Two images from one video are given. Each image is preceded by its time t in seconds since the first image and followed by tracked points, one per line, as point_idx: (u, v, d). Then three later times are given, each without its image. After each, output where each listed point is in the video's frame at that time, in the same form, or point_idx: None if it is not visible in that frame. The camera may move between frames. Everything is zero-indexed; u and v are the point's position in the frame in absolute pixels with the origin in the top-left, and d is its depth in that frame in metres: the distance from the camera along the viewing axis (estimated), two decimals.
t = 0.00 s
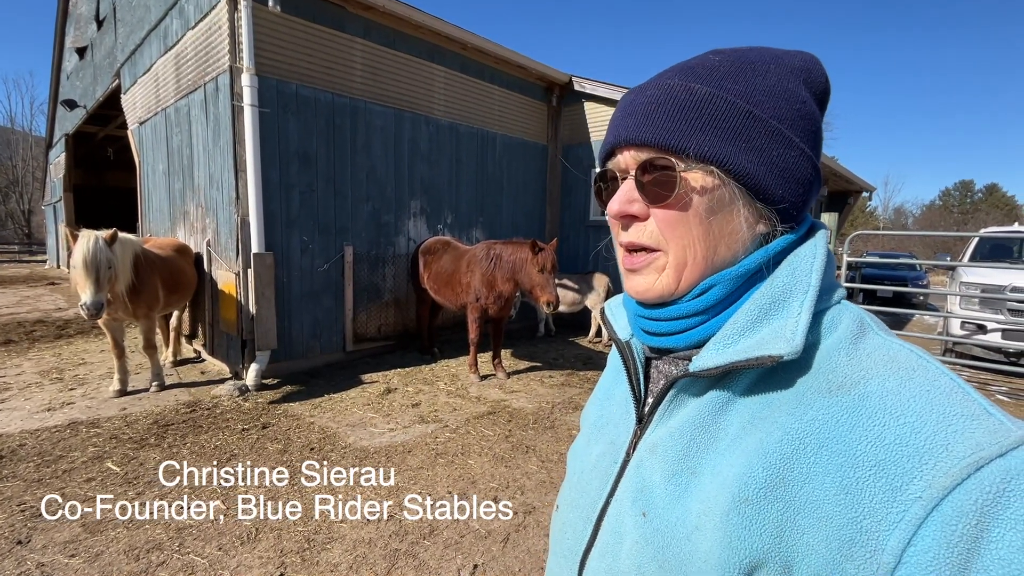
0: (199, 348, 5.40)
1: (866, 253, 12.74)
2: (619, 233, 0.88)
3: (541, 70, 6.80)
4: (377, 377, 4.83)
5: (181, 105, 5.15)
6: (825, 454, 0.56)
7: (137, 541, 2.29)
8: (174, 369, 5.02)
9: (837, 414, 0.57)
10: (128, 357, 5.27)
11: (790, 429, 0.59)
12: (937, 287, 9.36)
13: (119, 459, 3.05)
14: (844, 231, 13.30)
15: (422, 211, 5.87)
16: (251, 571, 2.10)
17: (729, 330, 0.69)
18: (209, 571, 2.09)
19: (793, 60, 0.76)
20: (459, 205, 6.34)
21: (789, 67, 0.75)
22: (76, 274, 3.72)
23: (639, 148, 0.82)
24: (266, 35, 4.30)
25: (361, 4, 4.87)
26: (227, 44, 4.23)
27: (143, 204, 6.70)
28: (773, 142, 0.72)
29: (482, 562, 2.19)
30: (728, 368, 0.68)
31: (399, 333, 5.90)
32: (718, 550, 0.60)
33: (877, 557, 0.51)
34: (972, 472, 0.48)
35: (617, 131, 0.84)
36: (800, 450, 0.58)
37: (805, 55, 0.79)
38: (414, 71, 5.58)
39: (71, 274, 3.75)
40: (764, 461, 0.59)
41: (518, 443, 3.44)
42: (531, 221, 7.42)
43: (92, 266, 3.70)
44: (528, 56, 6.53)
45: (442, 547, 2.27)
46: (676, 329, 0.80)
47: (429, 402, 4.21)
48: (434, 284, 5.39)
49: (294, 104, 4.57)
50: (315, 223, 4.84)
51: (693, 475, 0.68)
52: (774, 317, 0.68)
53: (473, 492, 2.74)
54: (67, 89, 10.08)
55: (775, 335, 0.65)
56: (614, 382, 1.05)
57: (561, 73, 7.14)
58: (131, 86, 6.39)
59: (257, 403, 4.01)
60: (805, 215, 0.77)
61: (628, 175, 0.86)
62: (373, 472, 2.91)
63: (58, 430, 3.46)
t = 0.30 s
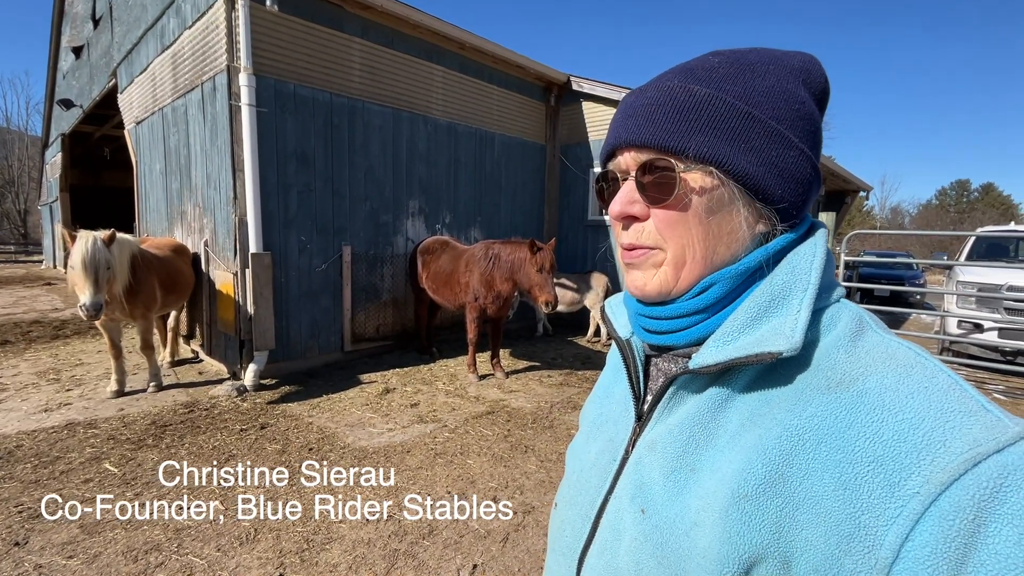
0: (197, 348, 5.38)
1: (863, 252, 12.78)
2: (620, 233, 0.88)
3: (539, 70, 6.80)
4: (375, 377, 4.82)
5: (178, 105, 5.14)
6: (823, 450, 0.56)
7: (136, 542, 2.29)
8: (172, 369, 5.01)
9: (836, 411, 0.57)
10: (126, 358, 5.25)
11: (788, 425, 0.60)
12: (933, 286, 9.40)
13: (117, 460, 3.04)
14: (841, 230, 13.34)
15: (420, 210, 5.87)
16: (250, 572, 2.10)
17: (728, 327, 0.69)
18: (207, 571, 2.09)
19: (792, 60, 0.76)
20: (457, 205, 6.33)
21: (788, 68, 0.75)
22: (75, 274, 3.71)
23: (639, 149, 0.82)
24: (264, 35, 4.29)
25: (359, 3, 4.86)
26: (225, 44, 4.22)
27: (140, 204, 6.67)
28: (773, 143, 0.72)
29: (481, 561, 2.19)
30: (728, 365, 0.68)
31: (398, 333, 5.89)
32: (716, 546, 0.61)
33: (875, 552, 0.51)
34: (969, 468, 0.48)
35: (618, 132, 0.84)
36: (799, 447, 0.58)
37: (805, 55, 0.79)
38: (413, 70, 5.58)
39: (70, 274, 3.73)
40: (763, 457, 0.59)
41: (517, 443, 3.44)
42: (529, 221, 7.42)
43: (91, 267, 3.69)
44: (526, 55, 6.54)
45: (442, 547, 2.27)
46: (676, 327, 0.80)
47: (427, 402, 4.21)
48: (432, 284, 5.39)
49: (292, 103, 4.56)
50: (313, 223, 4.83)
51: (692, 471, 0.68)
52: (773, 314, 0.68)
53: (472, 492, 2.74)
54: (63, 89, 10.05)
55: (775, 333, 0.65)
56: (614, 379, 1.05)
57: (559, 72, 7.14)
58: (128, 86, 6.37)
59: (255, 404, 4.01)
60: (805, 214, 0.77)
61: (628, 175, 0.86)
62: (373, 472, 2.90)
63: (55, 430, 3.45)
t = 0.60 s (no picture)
0: (195, 348, 5.37)
1: (861, 251, 12.82)
2: (621, 233, 0.89)
3: (537, 70, 6.79)
4: (374, 377, 4.82)
5: (176, 104, 5.13)
6: (833, 455, 0.56)
7: (135, 543, 2.28)
8: (171, 369, 5.00)
9: (845, 416, 0.57)
10: (124, 358, 5.24)
11: (796, 430, 0.59)
12: (931, 285, 9.43)
13: (115, 460, 3.04)
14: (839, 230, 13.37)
15: (419, 210, 5.86)
16: (250, 572, 2.09)
17: (736, 327, 0.69)
18: (207, 572, 2.09)
19: (794, 55, 0.76)
20: (456, 205, 6.33)
21: (789, 64, 0.74)
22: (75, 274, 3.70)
23: (635, 151, 0.83)
24: (263, 34, 4.28)
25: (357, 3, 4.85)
26: (223, 43, 4.21)
27: (138, 203, 6.65)
28: (769, 140, 0.72)
29: (481, 561, 2.19)
30: (734, 367, 0.68)
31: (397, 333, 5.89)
32: (721, 549, 0.61)
33: (886, 560, 0.51)
34: (981, 475, 0.48)
35: (617, 134, 0.84)
36: (807, 451, 0.58)
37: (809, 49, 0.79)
38: (411, 70, 5.57)
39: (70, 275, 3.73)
40: (771, 462, 0.59)
41: (516, 442, 3.44)
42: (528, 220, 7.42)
43: (92, 267, 3.68)
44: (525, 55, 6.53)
45: (442, 547, 2.27)
46: (679, 326, 0.80)
47: (427, 402, 4.21)
48: (431, 284, 5.39)
49: (290, 103, 4.55)
50: (311, 223, 4.82)
51: (695, 473, 0.68)
52: (782, 316, 0.68)
53: (472, 492, 2.74)
54: (60, 89, 10.01)
55: (782, 335, 0.65)
56: (615, 376, 1.05)
57: (557, 72, 7.13)
58: (125, 86, 6.35)
59: (254, 404, 4.00)
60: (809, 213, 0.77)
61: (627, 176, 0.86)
62: (373, 472, 2.90)
63: (53, 431, 3.44)
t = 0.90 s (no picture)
0: (195, 348, 5.37)
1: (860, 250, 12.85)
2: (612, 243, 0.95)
3: (537, 69, 6.79)
4: (373, 377, 4.81)
5: (174, 104, 5.12)
6: (828, 464, 0.56)
7: (134, 543, 2.28)
8: (170, 369, 5.00)
9: (841, 425, 0.57)
10: (123, 358, 5.24)
11: (792, 437, 0.59)
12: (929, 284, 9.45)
13: (114, 460, 3.04)
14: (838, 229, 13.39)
15: (418, 209, 5.86)
16: (249, 572, 2.09)
17: (731, 329, 0.69)
18: (206, 572, 2.09)
19: (751, 52, 0.73)
20: (456, 204, 6.33)
21: (745, 63, 0.72)
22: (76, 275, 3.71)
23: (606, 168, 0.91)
24: (262, 33, 4.28)
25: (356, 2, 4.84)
26: (221, 42, 4.21)
27: (136, 203, 6.65)
28: (701, 146, 0.73)
29: (481, 561, 2.19)
30: (728, 369, 0.68)
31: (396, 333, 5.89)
32: (715, 554, 0.61)
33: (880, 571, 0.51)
34: (980, 489, 0.47)
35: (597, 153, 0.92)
36: (802, 459, 0.58)
37: (784, 38, 0.73)
38: (411, 69, 5.57)
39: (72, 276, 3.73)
40: (765, 469, 0.59)
41: (516, 442, 3.44)
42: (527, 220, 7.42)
43: (93, 268, 3.68)
44: (524, 54, 6.53)
45: (441, 547, 2.27)
46: (673, 323, 0.79)
47: (426, 402, 4.21)
48: (430, 283, 5.39)
49: (289, 102, 4.54)
50: (311, 223, 4.82)
51: (691, 475, 0.68)
52: (778, 318, 0.67)
53: (472, 492, 2.74)
54: (58, 88, 9.99)
55: (777, 337, 0.65)
56: (621, 376, 1.04)
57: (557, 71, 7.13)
58: (124, 85, 6.34)
59: (253, 404, 4.00)
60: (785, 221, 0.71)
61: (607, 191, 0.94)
62: (373, 472, 2.90)
63: (52, 431, 3.43)
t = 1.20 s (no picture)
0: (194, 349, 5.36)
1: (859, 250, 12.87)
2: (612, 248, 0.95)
3: (536, 68, 6.78)
4: (373, 377, 4.81)
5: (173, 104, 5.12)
6: (798, 462, 0.56)
7: (133, 544, 2.27)
8: (169, 369, 5.00)
9: (814, 424, 0.57)
10: (122, 358, 5.24)
11: (767, 435, 0.59)
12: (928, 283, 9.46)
13: (114, 461, 3.03)
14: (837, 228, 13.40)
15: (418, 209, 5.86)
16: (249, 573, 2.09)
17: (718, 329, 0.69)
18: (206, 572, 2.09)
19: (740, 59, 0.72)
20: (455, 204, 6.33)
21: (733, 71, 0.71)
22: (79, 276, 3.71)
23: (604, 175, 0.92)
24: (261, 33, 4.27)
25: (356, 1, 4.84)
26: (220, 42, 4.20)
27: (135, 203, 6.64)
28: (688, 155, 0.74)
29: (481, 561, 2.19)
30: (713, 368, 0.68)
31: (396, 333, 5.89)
32: (691, 549, 0.61)
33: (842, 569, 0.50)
34: (942, 491, 0.46)
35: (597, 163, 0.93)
36: (776, 457, 0.58)
37: (773, 44, 0.72)
38: (410, 68, 5.56)
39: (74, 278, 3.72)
40: (740, 465, 0.60)
41: (516, 441, 3.44)
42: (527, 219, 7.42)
43: (95, 270, 3.68)
44: (523, 54, 6.53)
45: (441, 547, 2.27)
46: (668, 323, 0.79)
47: (426, 401, 4.21)
48: (430, 283, 5.38)
49: (288, 102, 4.53)
50: (311, 223, 4.82)
51: (678, 472, 0.68)
52: (765, 321, 0.67)
53: (471, 492, 2.74)
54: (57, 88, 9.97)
55: (761, 338, 0.65)
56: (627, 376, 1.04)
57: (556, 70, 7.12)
58: (123, 85, 6.33)
59: (253, 404, 3.99)
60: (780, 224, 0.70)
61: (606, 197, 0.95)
62: (373, 473, 2.90)
63: (51, 432, 3.43)
